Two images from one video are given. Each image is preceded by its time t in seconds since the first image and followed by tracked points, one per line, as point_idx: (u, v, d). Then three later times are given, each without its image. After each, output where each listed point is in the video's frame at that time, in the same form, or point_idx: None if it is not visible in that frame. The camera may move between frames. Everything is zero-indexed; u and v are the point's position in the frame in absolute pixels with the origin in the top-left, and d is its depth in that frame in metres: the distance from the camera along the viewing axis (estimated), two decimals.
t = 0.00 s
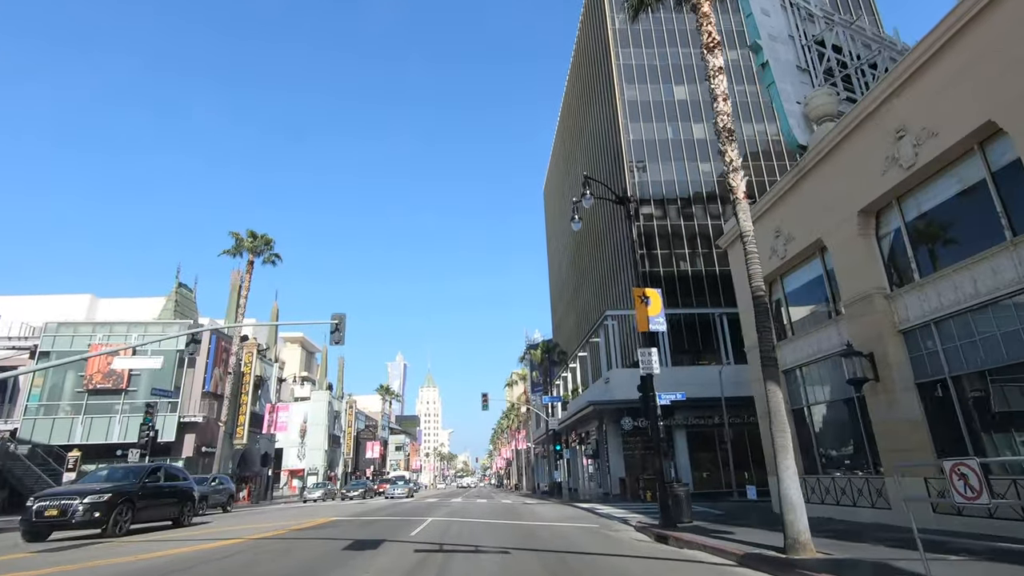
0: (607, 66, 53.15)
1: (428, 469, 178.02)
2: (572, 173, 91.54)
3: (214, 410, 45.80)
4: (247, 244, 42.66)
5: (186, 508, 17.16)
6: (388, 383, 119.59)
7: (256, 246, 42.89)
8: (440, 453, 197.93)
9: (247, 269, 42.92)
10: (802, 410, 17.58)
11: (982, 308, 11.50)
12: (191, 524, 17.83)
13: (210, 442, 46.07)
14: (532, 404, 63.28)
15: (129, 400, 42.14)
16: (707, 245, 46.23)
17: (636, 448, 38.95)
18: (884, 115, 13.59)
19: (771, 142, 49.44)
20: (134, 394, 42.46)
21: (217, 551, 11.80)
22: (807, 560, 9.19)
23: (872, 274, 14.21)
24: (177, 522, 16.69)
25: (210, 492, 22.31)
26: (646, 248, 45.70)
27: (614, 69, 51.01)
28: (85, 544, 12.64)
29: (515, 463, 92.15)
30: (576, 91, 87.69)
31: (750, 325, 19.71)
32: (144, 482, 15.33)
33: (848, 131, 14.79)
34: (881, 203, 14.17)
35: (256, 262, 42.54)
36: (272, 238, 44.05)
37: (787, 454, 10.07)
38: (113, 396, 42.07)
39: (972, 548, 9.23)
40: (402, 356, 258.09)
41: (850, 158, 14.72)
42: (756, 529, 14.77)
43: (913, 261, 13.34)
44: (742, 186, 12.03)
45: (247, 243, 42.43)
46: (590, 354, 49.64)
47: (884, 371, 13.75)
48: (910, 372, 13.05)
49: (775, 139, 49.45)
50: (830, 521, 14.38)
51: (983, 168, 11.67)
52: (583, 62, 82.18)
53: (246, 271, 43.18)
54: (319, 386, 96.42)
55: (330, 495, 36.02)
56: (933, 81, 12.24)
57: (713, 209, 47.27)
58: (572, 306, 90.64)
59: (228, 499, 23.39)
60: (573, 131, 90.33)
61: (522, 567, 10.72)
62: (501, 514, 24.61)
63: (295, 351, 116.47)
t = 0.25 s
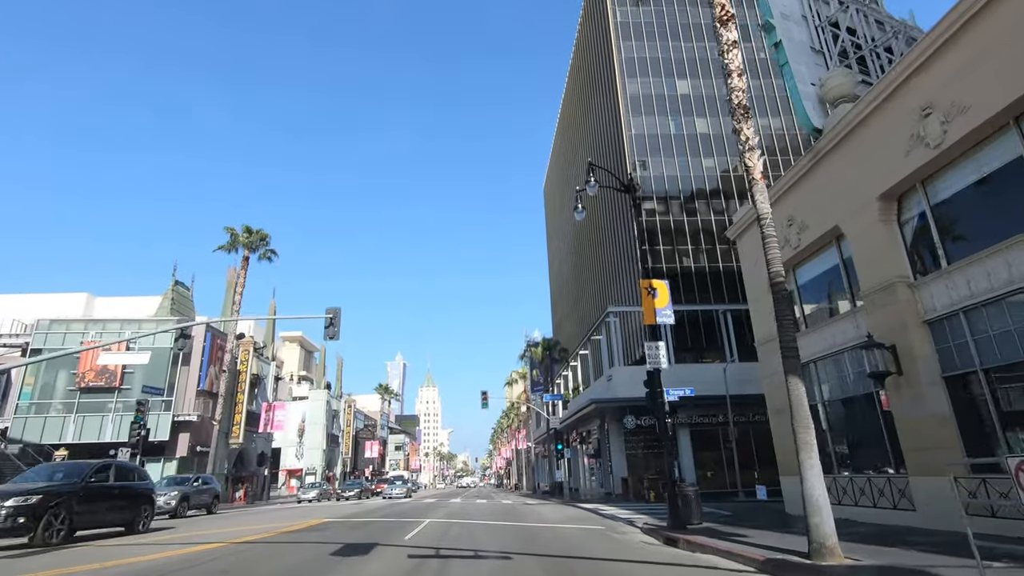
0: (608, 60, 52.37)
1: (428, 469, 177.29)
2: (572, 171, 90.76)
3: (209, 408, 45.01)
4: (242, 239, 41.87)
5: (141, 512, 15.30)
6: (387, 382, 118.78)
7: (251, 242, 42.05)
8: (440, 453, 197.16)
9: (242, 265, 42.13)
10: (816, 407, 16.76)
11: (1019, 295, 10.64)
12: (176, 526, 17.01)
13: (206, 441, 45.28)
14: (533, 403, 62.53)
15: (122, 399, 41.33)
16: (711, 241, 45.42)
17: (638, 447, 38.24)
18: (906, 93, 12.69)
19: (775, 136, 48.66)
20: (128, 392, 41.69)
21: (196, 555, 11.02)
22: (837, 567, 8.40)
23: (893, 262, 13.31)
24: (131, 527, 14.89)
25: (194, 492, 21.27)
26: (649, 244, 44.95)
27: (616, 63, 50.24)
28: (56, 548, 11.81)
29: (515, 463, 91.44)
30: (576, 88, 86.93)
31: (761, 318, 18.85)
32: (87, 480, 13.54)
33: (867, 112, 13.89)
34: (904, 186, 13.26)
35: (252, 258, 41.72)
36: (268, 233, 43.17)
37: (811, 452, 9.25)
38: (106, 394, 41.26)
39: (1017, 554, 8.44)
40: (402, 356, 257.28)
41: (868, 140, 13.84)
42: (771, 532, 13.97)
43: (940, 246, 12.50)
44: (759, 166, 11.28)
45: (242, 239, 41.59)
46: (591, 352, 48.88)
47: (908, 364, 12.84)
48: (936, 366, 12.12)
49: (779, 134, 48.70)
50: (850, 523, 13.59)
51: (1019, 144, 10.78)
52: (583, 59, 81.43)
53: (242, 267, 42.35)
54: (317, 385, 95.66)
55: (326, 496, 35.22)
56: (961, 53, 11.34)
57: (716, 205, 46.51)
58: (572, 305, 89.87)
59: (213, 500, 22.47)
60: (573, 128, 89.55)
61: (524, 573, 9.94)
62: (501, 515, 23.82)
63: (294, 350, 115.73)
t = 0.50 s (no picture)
0: (609, 54, 51.61)
1: (428, 468, 176.50)
2: (573, 168, 90.02)
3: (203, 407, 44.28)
4: (237, 235, 41.08)
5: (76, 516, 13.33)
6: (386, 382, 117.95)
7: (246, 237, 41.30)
8: (440, 453, 196.29)
9: (237, 260, 41.39)
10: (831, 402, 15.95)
11: None
12: (161, 527, 16.24)
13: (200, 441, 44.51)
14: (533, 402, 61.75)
15: (115, 397, 40.60)
16: (714, 236, 44.63)
17: (640, 446, 37.56)
18: (935, 66, 11.80)
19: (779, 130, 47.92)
20: (120, 390, 40.98)
21: (173, 560, 10.23)
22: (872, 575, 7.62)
23: (917, 247, 12.45)
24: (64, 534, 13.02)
25: (172, 493, 20.20)
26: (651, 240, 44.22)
27: (618, 56, 49.48)
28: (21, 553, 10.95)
29: (515, 462, 90.61)
30: (575, 85, 86.18)
31: (773, 310, 18.05)
32: (7, 479, 11.46)
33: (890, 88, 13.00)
34: (930, 166, 12.36)
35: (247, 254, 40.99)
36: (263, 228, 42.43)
37: (839, 448, 8.56)
38: (98, 392, 40.52)
39: None
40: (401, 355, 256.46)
41: (891, 119, 12.96)
42: (788, 534, 13.20)
43: (970, 229, 11.66)
44: (779, 142, 10.53)
45: (237, 234, 40.83)
46: (592, 349, 48.12)
47: (935, 355, 12.02)
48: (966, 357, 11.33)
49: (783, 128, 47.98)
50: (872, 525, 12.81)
51: None
52: (583, 55, 80.71)
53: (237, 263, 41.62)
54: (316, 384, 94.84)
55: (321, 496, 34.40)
56: (999, 19, 10.46)
57: (720, 200, 45.72)
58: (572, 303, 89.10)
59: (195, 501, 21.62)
60: (573, 125, 88.82)
61: None
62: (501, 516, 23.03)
63: (293, 349, 114.94)
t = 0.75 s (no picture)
0: (611, 47, 50.81)
1: (427, 468, 175.71)
2: (573, 165, 89.21)
3: (198, 405, 43.49)
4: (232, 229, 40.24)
5: None
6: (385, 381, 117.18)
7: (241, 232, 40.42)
8: (439, 452, 195.48)
9: (233, 255, 40.62)
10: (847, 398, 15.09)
11: None
12: (145, 530, 15.44)
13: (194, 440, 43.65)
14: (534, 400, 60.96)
15: (107, 395, 39.85)
16: (718, 231, 43.84)
17: (643, 446, 36.76)
18: (968, 35, 11.03)
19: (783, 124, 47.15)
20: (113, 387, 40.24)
21: (147, 567, 9.43)
22: None
23: (945, 229, 11.67)
24: None
25: (149, 494, 19.30)
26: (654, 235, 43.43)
27: (619, 49, 48.69)
28: None
29: (515, 462, 89.79)
30: (575, 80, 85.40)
31: (785, 303, 17.27)
32: None
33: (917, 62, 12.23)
34: (961, 144, 11.58)
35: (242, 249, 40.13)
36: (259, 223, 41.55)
37: (876, 443, 7.78)
38: (91, 390, 39.78)
39: None
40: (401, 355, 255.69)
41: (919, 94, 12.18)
42: (807, 537, 12.41)
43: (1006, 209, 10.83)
44: (803, 114, 9.75)
45: (232, 228, 39.95)
46: (594, 347, 47.33)
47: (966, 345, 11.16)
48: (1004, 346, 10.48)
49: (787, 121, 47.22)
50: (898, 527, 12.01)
51: None
52: (583, 50, 79.93)
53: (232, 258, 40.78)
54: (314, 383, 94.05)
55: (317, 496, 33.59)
56: None
57: (724, 194, 44.89)
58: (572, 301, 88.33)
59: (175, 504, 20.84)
60: (573, 121, 88.04)
61: None
62: (502, 517, 22.24)
63: (291, 348, 114.15)
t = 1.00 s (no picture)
0: (613, 39, 49.97)
1: (427, 467, 174.96)
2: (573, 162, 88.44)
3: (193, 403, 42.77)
4: (227, 224, 39.42)
5: None
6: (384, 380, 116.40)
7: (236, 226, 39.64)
8: (439, 452, 194.74)
9: (227, 250, 39.80)
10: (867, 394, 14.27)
11: None
12: (126, 533, 14.63)
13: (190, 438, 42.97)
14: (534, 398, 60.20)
15: (100, 393, 39.07)
16: (723, 226, 43.01)
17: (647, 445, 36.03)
18: None
19: (788, 117, 46.40)
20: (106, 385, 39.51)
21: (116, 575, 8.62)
22: None
23: (983, 210, 10.89)
24: None
25: (121, 496, 18.40)
26: (657, 230, 42.65)
27: (621, 42, 47.87)
28: None
29: (516, 461, 89.00)
30: (576, 77, 84.70)
31: (800, 294, 16.47)
32: None
33: (948, 30, 11.40)
34: (999, 117, 10.76)
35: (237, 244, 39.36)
36: (254, 217, 40.77)
37: (921, 438, 7.00)
38: (83, 388, 39.01)
39: None
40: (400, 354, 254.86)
41: (951, 64, 11.36)
42: (831, 541, 11.59)
43: None
44: (832, 80, 8.96)
45: (227, 223, 39.18)
46: (596, 344, 46.54)
47: (1006, 335, 10.36)
48: None
49: (792, 115, 46.46)
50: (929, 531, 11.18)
51: None
52: (584, 45, 79.12)
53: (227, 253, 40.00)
54: (313, 382, 93.24)
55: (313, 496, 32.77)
56: None
57: (728, 188, 44.09)
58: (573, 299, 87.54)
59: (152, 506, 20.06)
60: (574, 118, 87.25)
61: None
62: (502, 518, 21.46)
63: (291, 347, 113.36)
